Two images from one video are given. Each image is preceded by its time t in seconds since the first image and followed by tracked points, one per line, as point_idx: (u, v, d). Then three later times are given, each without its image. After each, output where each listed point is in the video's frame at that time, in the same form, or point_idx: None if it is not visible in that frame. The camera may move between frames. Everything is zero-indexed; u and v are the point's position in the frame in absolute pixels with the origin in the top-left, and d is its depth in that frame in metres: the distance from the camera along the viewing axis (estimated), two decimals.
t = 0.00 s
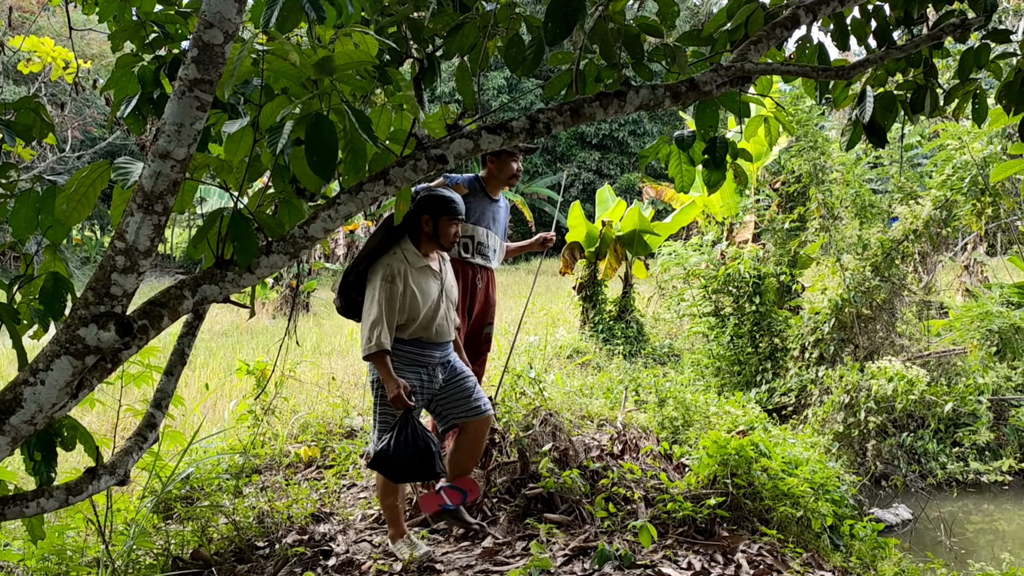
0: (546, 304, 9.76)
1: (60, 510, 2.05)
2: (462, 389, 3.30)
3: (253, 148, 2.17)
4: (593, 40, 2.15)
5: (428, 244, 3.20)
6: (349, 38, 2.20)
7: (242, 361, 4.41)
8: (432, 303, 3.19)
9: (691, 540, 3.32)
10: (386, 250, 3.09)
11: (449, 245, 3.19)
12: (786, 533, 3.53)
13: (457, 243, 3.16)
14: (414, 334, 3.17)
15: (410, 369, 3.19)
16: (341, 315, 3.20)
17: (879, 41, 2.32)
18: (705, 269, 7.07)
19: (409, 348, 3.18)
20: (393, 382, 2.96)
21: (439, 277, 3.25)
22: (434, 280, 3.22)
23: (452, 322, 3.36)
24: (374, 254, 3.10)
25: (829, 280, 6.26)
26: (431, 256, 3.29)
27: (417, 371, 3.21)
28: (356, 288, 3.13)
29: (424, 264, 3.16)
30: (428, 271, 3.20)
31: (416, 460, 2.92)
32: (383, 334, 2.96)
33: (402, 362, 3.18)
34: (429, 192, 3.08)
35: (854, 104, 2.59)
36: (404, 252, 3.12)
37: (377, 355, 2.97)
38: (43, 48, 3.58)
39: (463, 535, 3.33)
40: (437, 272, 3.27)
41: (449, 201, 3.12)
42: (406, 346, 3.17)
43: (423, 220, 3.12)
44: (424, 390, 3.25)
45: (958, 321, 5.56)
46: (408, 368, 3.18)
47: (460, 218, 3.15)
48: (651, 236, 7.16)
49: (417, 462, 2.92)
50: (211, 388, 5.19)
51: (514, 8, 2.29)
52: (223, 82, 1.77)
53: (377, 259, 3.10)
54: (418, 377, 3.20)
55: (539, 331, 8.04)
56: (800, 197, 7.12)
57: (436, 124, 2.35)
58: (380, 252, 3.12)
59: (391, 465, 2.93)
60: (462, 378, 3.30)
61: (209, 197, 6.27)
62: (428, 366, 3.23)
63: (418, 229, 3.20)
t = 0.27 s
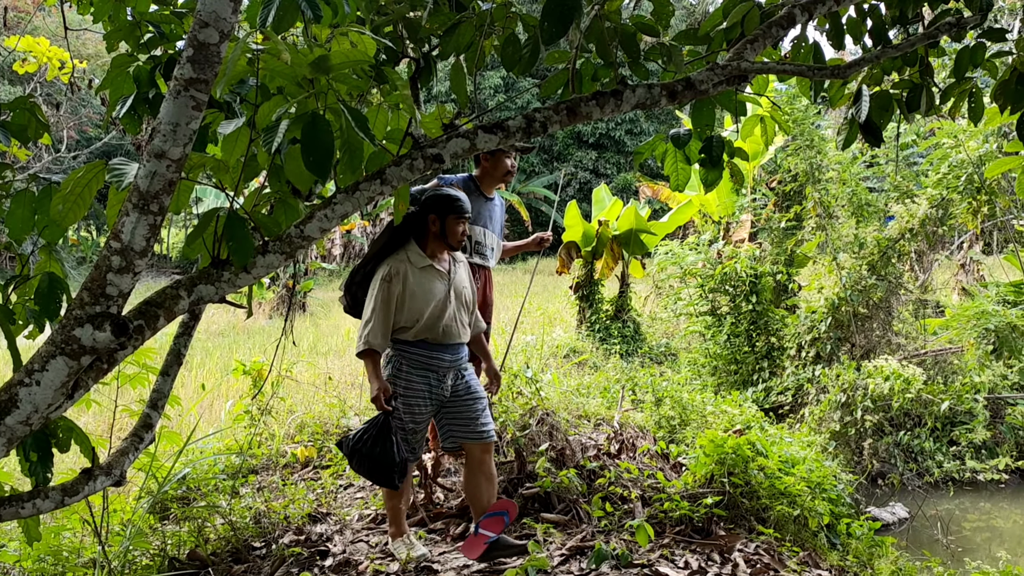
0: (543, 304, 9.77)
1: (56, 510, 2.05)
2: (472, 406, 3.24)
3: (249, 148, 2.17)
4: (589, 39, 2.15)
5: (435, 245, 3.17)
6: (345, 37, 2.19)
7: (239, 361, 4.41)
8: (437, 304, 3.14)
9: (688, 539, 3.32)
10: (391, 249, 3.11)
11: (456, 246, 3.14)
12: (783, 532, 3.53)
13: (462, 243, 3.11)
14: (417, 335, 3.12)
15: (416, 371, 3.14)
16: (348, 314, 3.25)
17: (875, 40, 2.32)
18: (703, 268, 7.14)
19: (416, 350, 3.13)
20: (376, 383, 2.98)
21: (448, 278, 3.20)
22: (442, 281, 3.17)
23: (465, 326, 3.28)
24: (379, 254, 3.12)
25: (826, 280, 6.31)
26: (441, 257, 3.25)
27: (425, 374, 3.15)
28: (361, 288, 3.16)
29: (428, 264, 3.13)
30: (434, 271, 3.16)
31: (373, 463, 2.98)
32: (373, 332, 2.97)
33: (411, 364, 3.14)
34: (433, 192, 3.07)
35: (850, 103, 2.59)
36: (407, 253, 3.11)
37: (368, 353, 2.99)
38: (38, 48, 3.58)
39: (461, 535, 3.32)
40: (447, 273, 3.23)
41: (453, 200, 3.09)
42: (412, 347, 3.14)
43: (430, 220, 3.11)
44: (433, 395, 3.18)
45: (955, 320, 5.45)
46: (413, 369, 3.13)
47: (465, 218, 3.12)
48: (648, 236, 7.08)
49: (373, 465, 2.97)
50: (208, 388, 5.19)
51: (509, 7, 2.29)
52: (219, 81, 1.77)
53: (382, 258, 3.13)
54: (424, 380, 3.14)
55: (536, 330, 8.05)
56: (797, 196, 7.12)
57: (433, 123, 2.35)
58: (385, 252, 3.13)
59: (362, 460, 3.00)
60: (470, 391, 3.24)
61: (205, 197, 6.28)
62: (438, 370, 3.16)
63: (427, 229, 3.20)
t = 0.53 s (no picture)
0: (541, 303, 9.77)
1: (53, 510, 2.04)
2: (490, 416, 3.19)
3: (245, 147, 2.16)
4: (586, 37, 2.14)
5: (472, 243, 3.16)
6: (341, 35, 2.19)
7: (236, 360, 4.41)
8: (469, 303, 3.10)
9: (686, 537, 3.32)
10: (426, 245, 3.12)
11: (491, 245, 3.12)
12: (780, 530, 3.53)
13: (498, 242, 3.08)
14: (445, 334, 3.09)
15: (443, 371, 3.09)
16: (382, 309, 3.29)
17: (873, 37, 2.32)
18: (700, 267, 7.19)
19: (445, 350, 3.09)
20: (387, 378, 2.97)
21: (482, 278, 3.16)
22: (475, 280, 3.14)
23: (496, 330, 3.22)
24: (415, 250, 3.15)
25: (823, 278, 6.24)
26: (477, 257, 3.23)
27: (452, 375, 3.10)
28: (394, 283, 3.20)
29: (461, 262, 3.11)
30: (467, 270, 3.14)
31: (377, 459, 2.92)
32: (397, 326, 2.99)
33: (437, 365, 3.10)
34: (471, 189, 3.06)
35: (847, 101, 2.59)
36: (442, 250, 3.11)
37: (389, 349, 2.99)
38: (34, 46, 3.57)
39: (459, 534, 3.32)
40: (482, 272, 3.20)
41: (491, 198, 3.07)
42: (440, 347, 3.10)
43: (467, 216, 3.10)
44: (455, 398, 3.13)
45: (952, 317, 5.45)
46: (440, 370, 3.09)
47: (503, 216, 3.09)
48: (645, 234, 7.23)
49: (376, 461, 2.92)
50: (205, 387, 5.18)
51: (506, 5, 2.29)
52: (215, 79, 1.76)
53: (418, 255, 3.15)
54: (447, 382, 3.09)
55: (533, 329, 8.05)
56: (794, 194, 7.13)
57: (430, 121, 2.35)
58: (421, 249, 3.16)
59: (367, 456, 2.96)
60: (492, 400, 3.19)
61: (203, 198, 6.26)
62: (464, 373, 3.10)
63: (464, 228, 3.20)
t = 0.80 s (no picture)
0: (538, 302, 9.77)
1: (50, 510, 2.03)
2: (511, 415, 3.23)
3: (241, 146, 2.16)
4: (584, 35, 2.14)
5: (506, 239, 3.13)
6: (338, 34, 2.19)
7: (233, 360, 4.41)
8: (501, 300, 3.07)
9: (684, 536, 3.32)
10: (461, 239, 3.07)
11: (526, 241, 3.10)
12: (778, 529, 3.54)
13: (533, 238, 3.06)
14: (477, 330, 3.05)
15: (470, 368, 3.08)
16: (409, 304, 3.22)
17: (869, 36, 2.32)
18: (696, 265, 7.14)
19: (473, 346, 3.07)
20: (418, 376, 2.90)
21: (515, 275, 3.14)
22: (508, 276, 3.11)
23: (524, 328, 3.20)
24: (448, 244, 3.09)
25: (821, 276, 6.25)
26: (509, 254, 3.20)
27: (478, 372, 3.09)
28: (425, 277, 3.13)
29: (496, 258, 3.08)
30: (501, 265, 3.10)
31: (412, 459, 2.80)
32: (433, 321, 2.92)
33: (464, 361, 3.08)
34: (508, 183, 3.04)
35: (844, 99, 2.59)
36: (477, 244, 3.07)
37: (422, 344, 2.92)
38: (30, 45, 3.56)
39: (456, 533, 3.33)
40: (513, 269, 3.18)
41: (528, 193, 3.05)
42: (469, 341, 3.07)
43: (503, 211, 3.08)
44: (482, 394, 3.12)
45: (949, 315, 5.48)
46: (467, 366, 3.07)
47: (540, 212, 3.08)
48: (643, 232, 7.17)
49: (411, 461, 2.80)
50: (202, 387, 5.18)
51: (503, 4, 2.28)
52: (211, 78, 1.76)
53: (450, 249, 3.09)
54: (477, 378, 3.08)
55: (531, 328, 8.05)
56: (791, 192, 7.13)
57: (427, 120, 2.35)
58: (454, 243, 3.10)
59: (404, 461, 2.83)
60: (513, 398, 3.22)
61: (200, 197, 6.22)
62: (490, 370, 3.10)
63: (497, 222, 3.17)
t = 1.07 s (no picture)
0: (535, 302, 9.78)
1: (46, 512, 2.03)
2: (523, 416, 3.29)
3: (237, 147, 2.16)
4: (579, 36, 2.14)
5: (518, 235, 3.12)
6: (334, 35, 2.18)
7: (229, 361, 4.41)
8: (520, 298, 3.06)
9: (680, 536, 3.32)
10: (475, 239, 3.02)
11: (540, 237, 3.10)
12: (775, 528, 3.54)
13: (548, 233, 3.07)
14: (500, 330, 3.04)
15: (494, 367, 3.07)
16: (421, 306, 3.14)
17: (865, 36, 2.32)
18: (693, 265, 7.21)
19: (495, 345, 3.06)
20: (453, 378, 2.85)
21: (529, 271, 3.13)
22: (524, 274, 3.10)
23: (540, 324, 3.22)
24: (461, 244, 3.02)
25: (816, 275, 6.30)
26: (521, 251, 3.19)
27: (500, 370, 3.10)
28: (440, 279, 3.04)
29: (512, 256, 3.06)
30: (516, 263, 3.09)
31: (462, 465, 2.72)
32: (461, 327, 2.87)
33: (488, 360, 3.06)
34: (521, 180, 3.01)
35: (840, 99, 2.59)
36: (492, 244, 3.03)
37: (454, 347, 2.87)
38: (25, 46, 3.56)
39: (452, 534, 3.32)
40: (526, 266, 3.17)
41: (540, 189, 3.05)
42: (491, 341, 3.05)
43: (515, 208, 3.07)
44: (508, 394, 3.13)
45: (944, 315, 5.55)
46: (491, 366, 3.06)
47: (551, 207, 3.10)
48: (640, 233, 7.05)
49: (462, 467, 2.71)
50: (199, 388, 5.18)
51: (498, 5, 2.28)
52: (206, 78, 1.75)
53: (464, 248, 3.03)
54: (502, 377, 3.09)
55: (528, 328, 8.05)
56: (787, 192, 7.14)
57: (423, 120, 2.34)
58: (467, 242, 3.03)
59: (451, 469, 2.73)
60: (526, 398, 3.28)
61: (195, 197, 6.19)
62: (512, 367, 3.13)
63: (508, 219, 3.14)
